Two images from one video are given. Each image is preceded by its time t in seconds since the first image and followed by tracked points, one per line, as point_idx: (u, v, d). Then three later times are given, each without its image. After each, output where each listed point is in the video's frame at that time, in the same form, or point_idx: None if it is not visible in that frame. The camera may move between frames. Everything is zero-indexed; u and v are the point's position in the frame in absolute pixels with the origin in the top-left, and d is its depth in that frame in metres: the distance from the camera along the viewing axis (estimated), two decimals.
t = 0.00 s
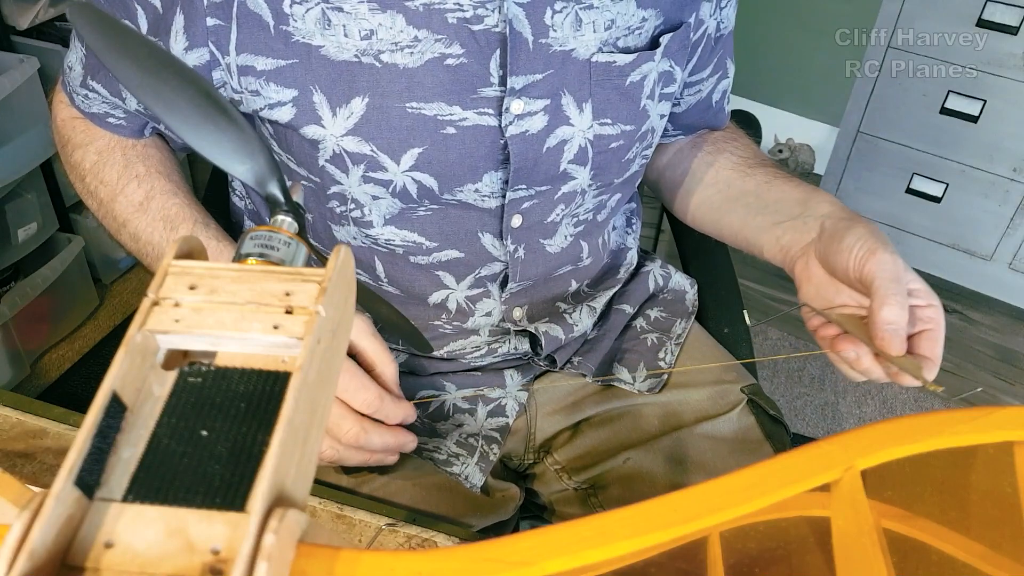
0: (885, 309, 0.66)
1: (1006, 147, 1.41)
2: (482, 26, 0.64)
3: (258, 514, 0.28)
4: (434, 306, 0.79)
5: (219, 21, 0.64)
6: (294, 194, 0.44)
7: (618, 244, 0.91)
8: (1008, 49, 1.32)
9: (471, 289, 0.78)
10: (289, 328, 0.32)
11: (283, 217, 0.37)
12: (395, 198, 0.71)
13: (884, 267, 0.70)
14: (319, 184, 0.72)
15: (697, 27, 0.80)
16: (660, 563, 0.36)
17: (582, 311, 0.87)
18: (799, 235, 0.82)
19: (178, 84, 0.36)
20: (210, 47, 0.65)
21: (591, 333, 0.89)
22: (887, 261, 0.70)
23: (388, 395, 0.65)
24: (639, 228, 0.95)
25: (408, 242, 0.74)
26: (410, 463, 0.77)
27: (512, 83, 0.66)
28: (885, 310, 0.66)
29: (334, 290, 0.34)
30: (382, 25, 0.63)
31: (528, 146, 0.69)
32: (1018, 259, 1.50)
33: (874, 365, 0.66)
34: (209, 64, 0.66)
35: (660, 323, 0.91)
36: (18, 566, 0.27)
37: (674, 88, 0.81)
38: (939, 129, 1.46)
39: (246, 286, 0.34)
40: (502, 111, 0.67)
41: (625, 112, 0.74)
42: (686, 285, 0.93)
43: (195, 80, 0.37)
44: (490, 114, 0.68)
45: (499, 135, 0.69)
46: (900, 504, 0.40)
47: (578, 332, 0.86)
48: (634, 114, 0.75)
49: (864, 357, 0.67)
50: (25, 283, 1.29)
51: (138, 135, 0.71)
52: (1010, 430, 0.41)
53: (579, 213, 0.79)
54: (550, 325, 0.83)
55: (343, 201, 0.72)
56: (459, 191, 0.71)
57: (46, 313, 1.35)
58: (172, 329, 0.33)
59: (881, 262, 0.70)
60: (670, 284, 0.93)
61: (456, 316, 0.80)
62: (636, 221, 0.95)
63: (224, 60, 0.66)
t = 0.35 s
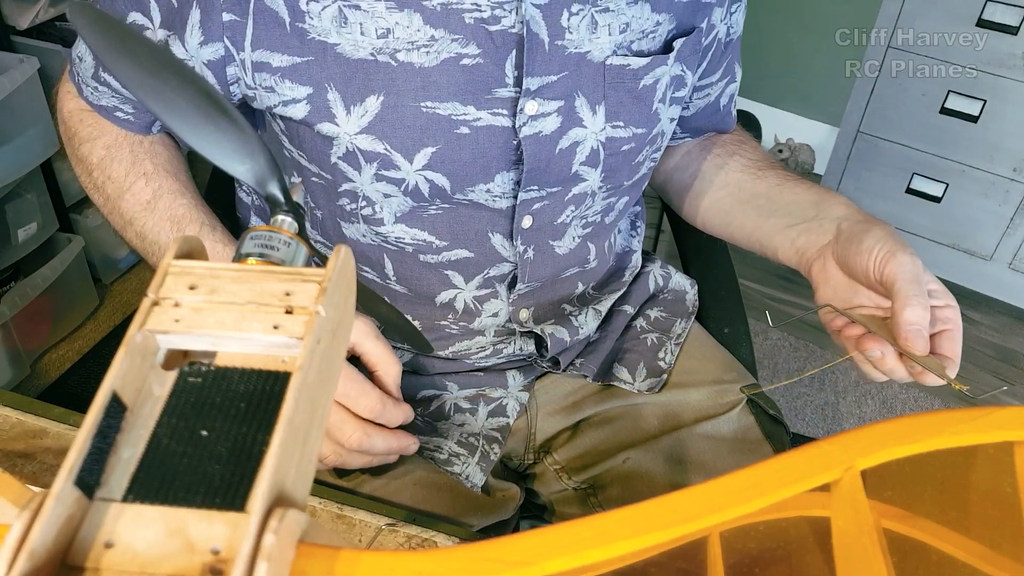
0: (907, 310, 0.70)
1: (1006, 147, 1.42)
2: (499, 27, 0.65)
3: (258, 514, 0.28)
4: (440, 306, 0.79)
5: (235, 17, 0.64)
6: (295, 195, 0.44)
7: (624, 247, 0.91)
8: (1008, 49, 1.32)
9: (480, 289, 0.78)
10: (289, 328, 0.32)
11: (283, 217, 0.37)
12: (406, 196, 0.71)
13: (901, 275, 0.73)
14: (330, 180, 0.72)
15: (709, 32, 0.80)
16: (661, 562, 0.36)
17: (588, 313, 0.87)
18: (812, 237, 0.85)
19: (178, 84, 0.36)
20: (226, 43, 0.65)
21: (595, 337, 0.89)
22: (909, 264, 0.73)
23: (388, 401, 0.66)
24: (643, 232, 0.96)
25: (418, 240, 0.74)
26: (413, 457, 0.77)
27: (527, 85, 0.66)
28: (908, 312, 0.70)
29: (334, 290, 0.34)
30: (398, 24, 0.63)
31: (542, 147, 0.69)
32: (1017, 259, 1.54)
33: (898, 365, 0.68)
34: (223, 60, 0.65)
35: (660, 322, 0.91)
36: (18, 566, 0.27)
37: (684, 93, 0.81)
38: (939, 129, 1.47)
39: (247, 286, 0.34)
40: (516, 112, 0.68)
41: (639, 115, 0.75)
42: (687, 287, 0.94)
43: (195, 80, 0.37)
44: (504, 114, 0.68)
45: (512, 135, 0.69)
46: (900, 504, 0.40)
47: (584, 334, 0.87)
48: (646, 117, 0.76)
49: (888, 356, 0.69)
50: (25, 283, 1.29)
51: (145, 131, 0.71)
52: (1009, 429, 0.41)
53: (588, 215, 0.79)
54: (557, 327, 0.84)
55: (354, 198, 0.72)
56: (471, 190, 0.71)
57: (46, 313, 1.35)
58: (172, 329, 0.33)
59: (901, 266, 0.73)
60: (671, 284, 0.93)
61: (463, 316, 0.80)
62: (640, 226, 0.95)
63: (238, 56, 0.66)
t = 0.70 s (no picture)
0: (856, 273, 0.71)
1: (1005, 147, 1.42)
2: (508, 30, 0.64)
3: (258, 514, 0.28)
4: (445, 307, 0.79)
5: (243, 25, 0.62)
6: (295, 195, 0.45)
7: (629, 248, 0.92)
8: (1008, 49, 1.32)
9: (484, 289, 0.79)
10: (289, 328, 0.32)
11: (282, 218, 0.37)
12: (414, 199, 0.71)
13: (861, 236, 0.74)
14: (338, 182, 0.72)
15: (714, 32, 0.80)
16: (661, 562, 0.36)
17: (593, 313, 0.87)
18: (796, 213, 0.84)
19: (179, 85, 0.36)
20: (235, 52, 0.63)
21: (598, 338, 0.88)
22: (869, 227, 0.74)
23: (456, 416, 0.61)
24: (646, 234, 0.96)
25: (425, 240, 0.74)
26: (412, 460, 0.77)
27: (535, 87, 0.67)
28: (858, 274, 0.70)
29: (334, 290, 0.34)
30: (409, 28, 0.63)
31: (548, 149, 0.70)
32: (1018, 259, 1.54)
33: (842, 324, 0.72)
34: (232, 69, 0.65)
35: (661, 323, 0.90)
36: (18, 566, 0.27)
37: (689, 95, 0.81)
38: (939, 130, 1.47)
39: (247, 286, 0.34)
40: (524, 114, 0.68)
41: (644, 117, 0.75)
42: (688, 288, 0.93)
43: (196, 81, 0.37)
44: (511, 116, 0.68)
45: (519, 137, 0.69)
46: (899, 503, 0.40)
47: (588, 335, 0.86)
48: (651, 119, 0.76)
49: (831, 315, 0.73)
50: (25, 283, 1.29)
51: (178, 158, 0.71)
52: (1012, 428, 0.41)
53: (593, 216, 0.79)
54: (561, 327, 0.84)
55: (362, 200, 0.72)
56: (478, 192, 0.72)
57: (46, 313, 1.35)
58: (172, 329, 0.33)
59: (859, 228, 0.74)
60: (672, 284, 0.92)
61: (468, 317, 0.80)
62: (643, 226, 0.95)
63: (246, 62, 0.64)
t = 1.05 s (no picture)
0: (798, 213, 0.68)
1: (1005, 147, 1.42)
2: (513, 22, 0.64)
3: (258, 514, 0.28)
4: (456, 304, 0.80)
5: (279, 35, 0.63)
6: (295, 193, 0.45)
7: (634, 238, 0.92)
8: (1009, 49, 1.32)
9: (496, 287, 0.79)
10: (289, 328, 0.32)
11: (283, 218, 0.37)
12: (430, 203, 0.72)
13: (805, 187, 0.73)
14: (354, 195, 0.71)
15: (706, 12, 0.81)
16: (661, 562, 0.36)
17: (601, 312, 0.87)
18: (767, 179, 0.82)
19: (179, 85, 0.36)
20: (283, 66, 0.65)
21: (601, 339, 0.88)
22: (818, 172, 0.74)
23: (705, 351, 0.60)
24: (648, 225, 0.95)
25: (437, 239, 0.75)
26: (410, 460, 0.76)
27: (541, 77, 0.67)
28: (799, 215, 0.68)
29: (334, 290, 0.34)
30: (416, 28, 0.63)
31: (555, 138, 0.70)
32: (1018, 259, 1.53)
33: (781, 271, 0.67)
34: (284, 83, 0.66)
35: (662, 323, 0.90)
36: (18, 566, 0.27)
37: (685, 76, 0.82)
38: (939, 130, 1.47)
39: (246, 285, 0.34)
40: (530, 104, 0.68)
41: (645, 100, 0.75)
42: (688, 288, 0.93)
43: (196, 80, 0.37)
44: (518, 106, 0.68)
45: (526, 128, 0.69)
46: (898, 503, 0.40)
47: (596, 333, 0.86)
48: (654, 101, 0.76)
49: (767, 261, 0.67)
50: (25, 283, 1.29)
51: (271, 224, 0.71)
52: (1011, 428, 0.41)
53: (608, 209, 0.80)
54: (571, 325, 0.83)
55: (379, 209, 0.72)
56: (489, 183, 0.72)
57: (46, 313, 1.35)
58: (172, 329, 0.33)
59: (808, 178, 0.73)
60: (672, 284, 0.92)
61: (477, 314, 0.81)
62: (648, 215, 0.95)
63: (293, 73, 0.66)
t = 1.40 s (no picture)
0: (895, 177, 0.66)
1: (1006, 147, 1.39)
2: (508, 21, 0.64)
3: (258, 514, 0.28)
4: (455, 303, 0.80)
5: (256, 36, 0.62)
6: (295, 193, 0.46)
7: (631, 238, 0.91)
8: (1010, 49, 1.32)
9: (492, 285, 0.79)
10: (289, 328, 0.32)
11: (283, 217, 0.37)
12: (424, 199, 0.72)
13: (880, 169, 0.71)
14: (347, 190, 0.72)
15: (706, 12, 0.81)
16: (660, 562, 0.36)
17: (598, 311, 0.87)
18: (807, 159, 0.82)
19: (178, 85, 0.36)
20: (253, 65, 0.64)
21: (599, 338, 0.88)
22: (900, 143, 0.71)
23: (597, 450, 0.67)
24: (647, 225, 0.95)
25: (433, 237, 0.75)
26: (411, 461, 0.76)
27: (537, 76, 0.67)
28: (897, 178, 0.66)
29: (334, 291, 0.34)
30: (410, 26, 0.63)
31: (551, 137, 0.70)
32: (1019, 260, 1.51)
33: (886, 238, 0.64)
34: (255, 81, 0.65)
35: (661, 323, 0.90)
36: (18, 566, 0.27)
37: (684, 76, 0.82)
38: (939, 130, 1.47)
39: (246, 285, 0.34)
40: (527, 104, 0.68)
41: (641, 100, 0.75)
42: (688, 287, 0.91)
43: (195, 80, 0.37)
44: (514, 106, 0.68)
45: (523, 127, 0.69)
46: (899, 503, 0.40)
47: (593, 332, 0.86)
48: (650, 101, 0.76)
49: (874, 230, 0.64)
50: (25, 283, 1.29)
51: (213, 219, 0.71)
52: (1011, 428, 0.41)
53: (604, 208, 0.80)
54: (568, 325, 0.84)
55: (375, 204, 0.72)
56: (485, 182, 0.72)
57: (46, 313, 1.35)
58: (173, 329, 0.33)
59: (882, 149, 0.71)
60: (672, 284, 0.91)
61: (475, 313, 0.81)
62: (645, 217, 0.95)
63: (266, 73, 0.65)
